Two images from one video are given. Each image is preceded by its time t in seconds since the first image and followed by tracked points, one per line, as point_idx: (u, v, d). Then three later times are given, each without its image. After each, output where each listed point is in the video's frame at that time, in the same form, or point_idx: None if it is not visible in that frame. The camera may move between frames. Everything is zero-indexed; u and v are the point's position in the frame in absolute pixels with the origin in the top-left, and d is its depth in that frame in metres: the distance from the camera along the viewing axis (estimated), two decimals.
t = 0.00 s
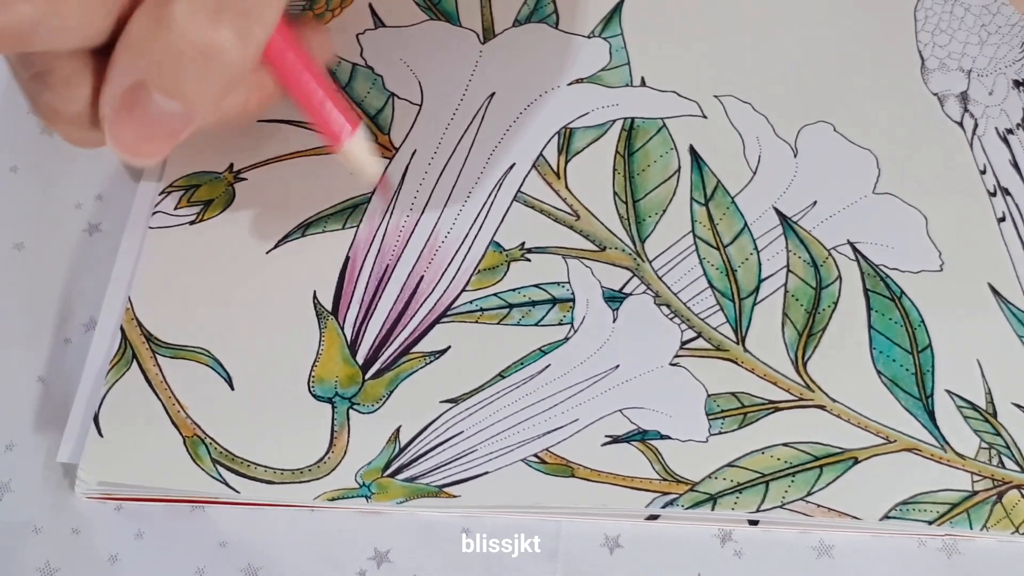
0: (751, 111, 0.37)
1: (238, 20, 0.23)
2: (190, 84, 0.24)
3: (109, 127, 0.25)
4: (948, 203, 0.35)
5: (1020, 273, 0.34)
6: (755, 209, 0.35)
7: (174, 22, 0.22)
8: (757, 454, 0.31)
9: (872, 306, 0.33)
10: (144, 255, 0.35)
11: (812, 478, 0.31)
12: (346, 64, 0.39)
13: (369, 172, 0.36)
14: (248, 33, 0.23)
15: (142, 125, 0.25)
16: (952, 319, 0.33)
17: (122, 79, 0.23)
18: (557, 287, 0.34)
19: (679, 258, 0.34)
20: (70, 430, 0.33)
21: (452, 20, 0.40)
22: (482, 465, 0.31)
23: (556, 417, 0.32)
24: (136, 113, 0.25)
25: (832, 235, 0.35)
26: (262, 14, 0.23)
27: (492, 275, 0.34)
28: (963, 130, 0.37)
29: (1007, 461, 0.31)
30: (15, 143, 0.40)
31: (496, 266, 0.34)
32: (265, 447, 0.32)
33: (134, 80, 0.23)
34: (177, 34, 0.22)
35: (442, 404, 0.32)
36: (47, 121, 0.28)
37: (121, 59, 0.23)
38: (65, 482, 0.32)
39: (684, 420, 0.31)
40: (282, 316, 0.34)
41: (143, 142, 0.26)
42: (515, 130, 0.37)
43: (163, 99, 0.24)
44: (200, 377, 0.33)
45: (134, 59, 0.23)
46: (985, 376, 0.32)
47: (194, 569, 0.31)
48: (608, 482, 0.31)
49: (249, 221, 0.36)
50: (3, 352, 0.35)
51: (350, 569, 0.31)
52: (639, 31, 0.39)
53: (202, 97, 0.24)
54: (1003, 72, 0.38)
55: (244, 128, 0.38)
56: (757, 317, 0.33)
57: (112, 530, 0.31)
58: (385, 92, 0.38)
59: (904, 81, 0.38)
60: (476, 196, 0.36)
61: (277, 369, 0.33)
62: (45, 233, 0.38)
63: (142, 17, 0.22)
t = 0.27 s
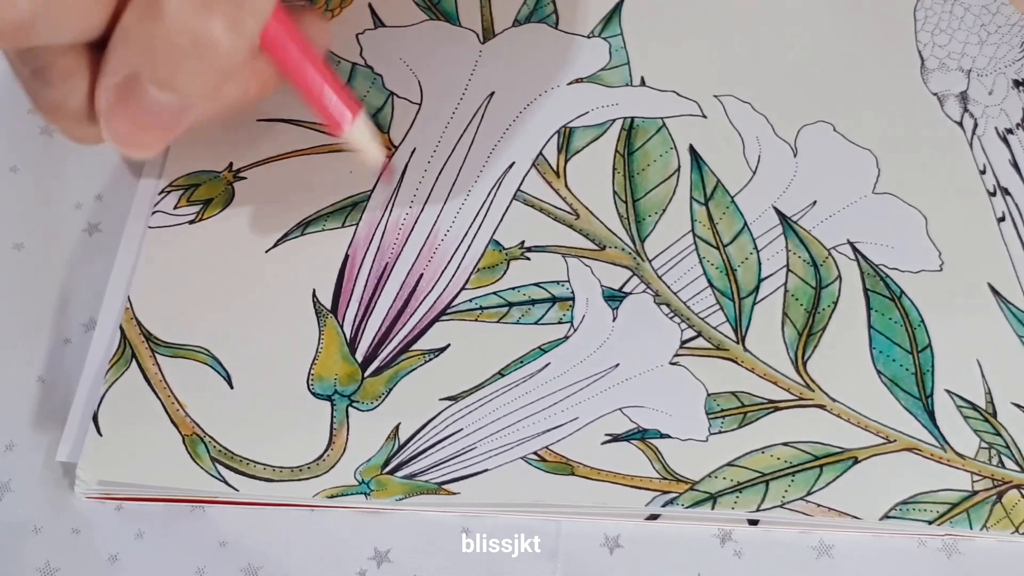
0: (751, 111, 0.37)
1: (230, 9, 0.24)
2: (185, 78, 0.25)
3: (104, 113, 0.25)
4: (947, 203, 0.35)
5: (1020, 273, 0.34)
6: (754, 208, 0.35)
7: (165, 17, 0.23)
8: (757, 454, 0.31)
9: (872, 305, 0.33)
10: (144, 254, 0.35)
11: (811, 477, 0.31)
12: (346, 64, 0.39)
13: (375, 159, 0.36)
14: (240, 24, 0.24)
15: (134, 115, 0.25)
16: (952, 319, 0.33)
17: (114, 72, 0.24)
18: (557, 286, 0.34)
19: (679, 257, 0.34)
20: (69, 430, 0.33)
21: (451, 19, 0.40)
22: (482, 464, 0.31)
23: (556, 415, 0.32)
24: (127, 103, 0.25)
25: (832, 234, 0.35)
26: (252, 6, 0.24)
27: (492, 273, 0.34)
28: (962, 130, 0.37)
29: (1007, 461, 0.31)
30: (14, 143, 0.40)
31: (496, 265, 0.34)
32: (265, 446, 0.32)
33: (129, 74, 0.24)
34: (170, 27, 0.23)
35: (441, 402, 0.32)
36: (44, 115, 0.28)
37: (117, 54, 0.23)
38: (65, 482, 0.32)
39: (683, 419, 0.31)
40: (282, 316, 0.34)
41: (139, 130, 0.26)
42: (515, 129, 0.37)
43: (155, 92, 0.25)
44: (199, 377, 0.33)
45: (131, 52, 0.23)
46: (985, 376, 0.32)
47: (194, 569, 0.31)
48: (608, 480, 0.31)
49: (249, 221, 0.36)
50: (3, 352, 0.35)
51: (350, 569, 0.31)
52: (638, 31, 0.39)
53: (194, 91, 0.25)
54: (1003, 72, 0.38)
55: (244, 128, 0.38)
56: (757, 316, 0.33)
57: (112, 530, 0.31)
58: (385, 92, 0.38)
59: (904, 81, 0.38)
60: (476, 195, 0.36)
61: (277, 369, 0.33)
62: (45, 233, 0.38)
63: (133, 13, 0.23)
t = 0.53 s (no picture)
0: (751, 111, 0.37)
1: None
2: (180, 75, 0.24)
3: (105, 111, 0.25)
4: (948, 203, 0.35)
5: (1020, 273, 0.34)
6: (755, 208, 0.35)
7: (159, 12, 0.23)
8: (756, 454, 0.31)
9: (872, 305, 0.33)
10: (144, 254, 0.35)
11: (811, 478, 0.31)
12: (346, 64, 0.39)
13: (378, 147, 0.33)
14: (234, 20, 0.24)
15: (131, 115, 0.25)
16: (951, 319, 0.33)
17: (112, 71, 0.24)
18: (557, 286, 0.34)
19: (680, 257, 0.34)
20: (69, 430, 0.33)
21: (452, 20, 0.40)
22: (482, 464, 0.31)
23: (556, 416, 0.32)
24: (126, 101, 0.25)
25: (832, 235, 0.35)
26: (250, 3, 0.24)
27: (492, 274, 0.34)
28: (962, 131, 0.37)
29: (1007, 461, 0.31)
30: (15, 144, 0.40)
31: (496, 265, 0.34)
32: (265, 446, 0.32)
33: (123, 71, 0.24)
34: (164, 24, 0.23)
35: (441, 402, 0.32)
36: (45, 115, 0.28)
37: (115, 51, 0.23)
38: (65, 482, 0.32)
39: (683, 419, 0.31)
40: (282, 316, 0.34)
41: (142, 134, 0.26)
42: (515, 129, 0.37)
43: (154, 92, 0.24)
44: (200, 377, 0.33)
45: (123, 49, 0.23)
46: (985, 376, 0.32)
47: (194, 569, 0.31)
48: (609, 481, 0.31)
49: (249, 220, 0.36)
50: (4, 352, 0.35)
51: (350, 569, 0.31)
52: (639, 31, 0.39)
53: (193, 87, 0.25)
54: (1003, 72, 0.38)
55: (244, 128, 0.38)
56: (757, 316, 0.33)
57: (111, 530, 0.31)
58: (385, 92, 0.38)
59: (904, 81, 0.38)
60: (476, 196, 0.36)
61: (277, 369, 0.33)
62: (45, 233, 0.38)
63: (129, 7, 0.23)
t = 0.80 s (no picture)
0: (751, 112, 0.37)
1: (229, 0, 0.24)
2: (184, 79, 0.25)
3: (106, 117, 0.26)
4: (947, 203, 0.35)
5: (1020, 273, 0.34)
6: (755, 208, 0.35)
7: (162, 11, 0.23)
8: (757, 454, 0.31)
9: (872, 305, 0.33)
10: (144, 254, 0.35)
11: (811, 477, 0.31)
12: (346, 64, 0.39)
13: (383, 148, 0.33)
14: (239, 23, 0.24)
15: (130, 111, 0.26)
16: (951, 319, 0.33)
17: (112, 70, 0.24)
18: (557, 286, 0.34)
19: (680, 257, 0.34)
20: (69, 430, 0.33)
21: (452, 20, 0.40)
22: (482, 464, 0.31)
23: (556, 416, 0.32)
24: (124, 100, 0.25)
25: (832, 234, 0.35)
26: (251, 6, 0.25)
27: (492, 274, 0.34)
28: (962, 130, 0.37)
29: (1006, 460, 0.31)
30: (15, 145, 0.40)
31: (496, 265, 0.34)
32: (265, 446, 0.32)
33: (126, 73, 0.24)
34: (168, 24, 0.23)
35: (441, 402, 0.32)
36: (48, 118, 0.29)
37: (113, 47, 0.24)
38: (66, 481, 0.32)
39: (683, 419, 0.31)
40: (282, 316, 0.34)
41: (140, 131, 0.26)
42: (515, 129, 0.37)
43: (153, 91, 0.25)
44: (200, 377, 0.33)
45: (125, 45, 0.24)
46: (985, 376, 0.32)
47: (194, 569, 0.31)
48: (609, 481, 0.31)
49: (249, 221, 0.36)
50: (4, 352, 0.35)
51: (350, 570, 0.31)
52: (638, 32, 0.39)
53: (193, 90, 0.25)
54: (1003, 72, 0.38)
55: (244, 128, 0.38)
56: (757, 316, 0.33)
57: (111, 530, 0.31)
58: (385, 92, 0.38)
59: (904, 81, 0.38)
60: (476, 196, 0.36)
61: (277, 369, 0.33)
62: (45, 233, 0.38)
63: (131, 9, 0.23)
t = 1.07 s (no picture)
0: (751, 111, 0.37)
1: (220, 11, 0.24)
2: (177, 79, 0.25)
3: (98, 115, 0.26)
4: (947, 202, 0.35)
5: (1020, 272, 0.34)
6: (755, 207, 0.35)
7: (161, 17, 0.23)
8: (757, 453, 0.31)
9: (872, 304, 0.33)
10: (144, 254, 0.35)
11: (812, 476, 0.31)
12: (345, 64, 0.39)
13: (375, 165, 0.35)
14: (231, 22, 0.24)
15: (121, 115, 0.26)
16: (952, 318, 0.33)
17: (103, 75, 0.25)
18: (557, 285, 0.34)
19: (680, 256, 0.34)
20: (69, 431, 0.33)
21: (451, 20, 0.40)
22: (482, 463, 0.31)
23: (556, 415, 0.32)
24: (117, 103, 0.25)
25: (832, 233, 0.35)
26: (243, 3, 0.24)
27: (492, 273, 0.34)
28: (962, 130, 0.37)
29: (1006, 460, 0.31)
30: (15, 146, 0.40)
31: (495, 265, 0.34)
32: (265, 446, 0.31)
33: (119, 76, 0.25)
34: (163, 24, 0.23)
35: (441, 402, 0.32)
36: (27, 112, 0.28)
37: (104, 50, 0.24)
38: (65, 482, 0.32)
39: (683, 418, 0.31)
40: (282, 316, 0.34)
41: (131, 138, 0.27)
42: (515, 129, 0.37)
43: (144, 94, 0.25)
44: (200, 376, 0.33)
45: (120, 50, 0.24)
46: (985, 375, 0.32)
47: (194, 569, 0.31)
48: (608, 480, 0.31)
49: (249, 220, 0.36)
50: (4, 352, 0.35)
51: (350, 570, 0.31)
52: (638, 31, 0.39)
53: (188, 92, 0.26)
54: (1003, 72, 0.38)
55: (243, 127, 0.38)
56: (757, 315, 0.33)
57: (111, 530, 0.31)
58: (385, 92, 0.38)
59: (904, 80, 0.38)
60: (476, 195, 0.36)
61: (277, 369, 0.33)
62: (45, 233, 0.38)
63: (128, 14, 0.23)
